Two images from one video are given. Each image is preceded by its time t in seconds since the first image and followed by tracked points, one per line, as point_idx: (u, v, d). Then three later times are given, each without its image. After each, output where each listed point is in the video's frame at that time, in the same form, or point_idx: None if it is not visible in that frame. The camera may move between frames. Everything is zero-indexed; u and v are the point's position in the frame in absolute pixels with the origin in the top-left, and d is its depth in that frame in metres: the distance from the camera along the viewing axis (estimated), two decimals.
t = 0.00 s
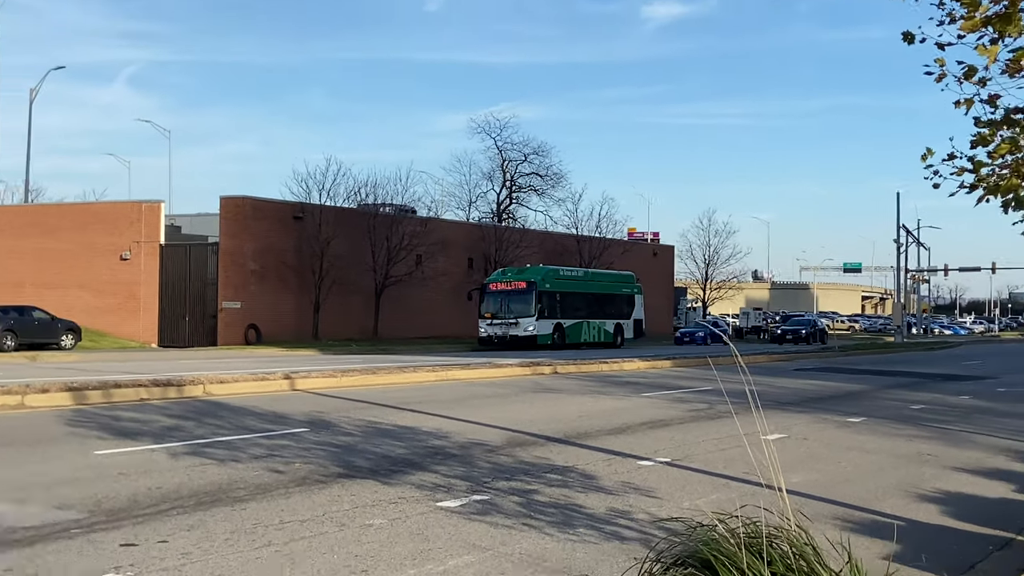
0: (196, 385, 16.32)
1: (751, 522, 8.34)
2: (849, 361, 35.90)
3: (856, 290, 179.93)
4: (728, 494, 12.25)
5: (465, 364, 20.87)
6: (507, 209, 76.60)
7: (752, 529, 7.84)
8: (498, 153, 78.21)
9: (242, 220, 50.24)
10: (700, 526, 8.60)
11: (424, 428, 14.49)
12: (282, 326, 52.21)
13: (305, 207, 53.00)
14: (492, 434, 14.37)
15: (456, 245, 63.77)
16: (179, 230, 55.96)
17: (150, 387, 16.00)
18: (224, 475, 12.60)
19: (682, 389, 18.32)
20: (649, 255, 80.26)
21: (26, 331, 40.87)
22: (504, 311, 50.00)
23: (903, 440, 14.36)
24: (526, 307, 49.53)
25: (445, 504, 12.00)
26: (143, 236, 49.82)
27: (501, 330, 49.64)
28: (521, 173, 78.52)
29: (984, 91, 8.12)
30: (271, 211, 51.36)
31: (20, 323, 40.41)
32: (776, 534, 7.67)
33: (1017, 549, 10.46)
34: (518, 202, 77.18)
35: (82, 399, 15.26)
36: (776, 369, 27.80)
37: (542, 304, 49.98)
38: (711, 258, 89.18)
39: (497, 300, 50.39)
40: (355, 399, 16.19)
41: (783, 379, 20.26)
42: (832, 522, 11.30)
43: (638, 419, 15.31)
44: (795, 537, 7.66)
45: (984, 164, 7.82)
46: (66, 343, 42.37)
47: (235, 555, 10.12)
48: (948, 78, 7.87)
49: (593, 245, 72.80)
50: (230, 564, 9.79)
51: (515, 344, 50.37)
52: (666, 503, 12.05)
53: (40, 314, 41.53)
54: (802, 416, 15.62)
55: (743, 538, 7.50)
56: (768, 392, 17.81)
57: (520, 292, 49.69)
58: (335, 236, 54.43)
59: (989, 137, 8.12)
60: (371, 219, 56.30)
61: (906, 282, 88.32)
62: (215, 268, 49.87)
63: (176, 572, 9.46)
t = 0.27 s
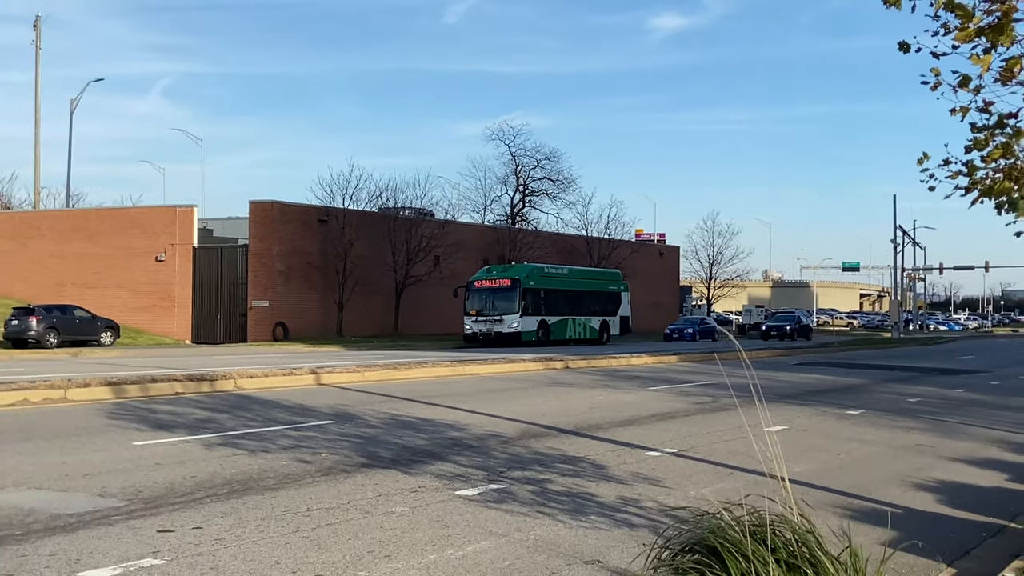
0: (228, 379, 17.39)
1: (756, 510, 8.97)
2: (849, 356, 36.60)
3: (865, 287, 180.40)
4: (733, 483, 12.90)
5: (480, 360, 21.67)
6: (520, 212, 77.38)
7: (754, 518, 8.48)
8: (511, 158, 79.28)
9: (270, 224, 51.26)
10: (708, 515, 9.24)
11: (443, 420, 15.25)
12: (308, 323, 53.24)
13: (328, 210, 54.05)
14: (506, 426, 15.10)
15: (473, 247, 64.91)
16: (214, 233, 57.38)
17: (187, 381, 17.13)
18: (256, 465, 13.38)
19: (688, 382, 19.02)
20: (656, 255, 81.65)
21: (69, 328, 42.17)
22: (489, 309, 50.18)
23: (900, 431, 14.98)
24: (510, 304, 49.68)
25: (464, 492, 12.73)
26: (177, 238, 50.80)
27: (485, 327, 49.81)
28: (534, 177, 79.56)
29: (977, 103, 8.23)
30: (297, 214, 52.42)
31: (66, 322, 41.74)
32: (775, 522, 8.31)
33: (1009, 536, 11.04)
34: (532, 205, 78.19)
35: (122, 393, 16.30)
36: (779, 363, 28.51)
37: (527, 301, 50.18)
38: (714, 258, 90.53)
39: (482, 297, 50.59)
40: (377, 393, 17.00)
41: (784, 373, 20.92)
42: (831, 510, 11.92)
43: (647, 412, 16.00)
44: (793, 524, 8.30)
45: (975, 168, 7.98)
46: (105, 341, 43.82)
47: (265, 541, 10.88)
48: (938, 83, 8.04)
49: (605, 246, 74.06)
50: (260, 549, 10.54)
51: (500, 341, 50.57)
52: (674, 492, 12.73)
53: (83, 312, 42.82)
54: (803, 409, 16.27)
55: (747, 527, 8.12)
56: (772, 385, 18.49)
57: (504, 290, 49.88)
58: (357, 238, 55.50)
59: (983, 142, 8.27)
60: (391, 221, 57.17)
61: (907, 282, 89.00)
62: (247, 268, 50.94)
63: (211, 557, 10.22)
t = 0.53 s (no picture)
0: (244, 381, 17.47)
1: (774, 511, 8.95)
2: (861, 357, 36.47)
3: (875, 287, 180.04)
4: (750, 484, 12.88)
5: (496, 361, 21.70)
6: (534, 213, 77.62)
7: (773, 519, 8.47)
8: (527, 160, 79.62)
9: (286, 225, 51.37)
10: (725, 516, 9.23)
11: (459, 422, 15.25)
12: (324, 326, 53.38)
13: (345, 212, 54.17)
14: (523, 428, 15.10)
15: (488, 247, 65.22)
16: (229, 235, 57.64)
17: (202, 384, 17.04)
18: (273, 467, 13.40)
19: (704, 384, 19.00)
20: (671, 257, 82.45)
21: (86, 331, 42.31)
22: (473, 309, 49.83)
23: (917, 433, 14.94)
24: (495, 305, 49.30)
25: (480, 494, 12.73)
26: (193, 241, 51.37)
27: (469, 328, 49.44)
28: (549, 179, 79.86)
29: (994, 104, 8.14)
30: (312, 216, 52.51)
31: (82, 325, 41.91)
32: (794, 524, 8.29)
33: None
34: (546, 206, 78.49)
35: (139, 395, 16.38)
36: (794, 364, 28.46)
37: (512, 301, 49.79)
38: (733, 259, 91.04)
39: (467, 298, 50.26)
40: (393, 395, 17.04)
41: (800, 375, 20.89)
42: (849, 511, 11.90)
43: (663, 412, 15.99)
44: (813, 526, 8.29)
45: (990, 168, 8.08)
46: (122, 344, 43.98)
47: (281, 543, 10.88)
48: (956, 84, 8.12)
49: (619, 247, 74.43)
50: (277, 551, 10.54)
51: (486, 342, 50.19)
52: (691, 493, 12.72)
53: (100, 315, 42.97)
54: (820, 410, 16.24)
55: (767, 529, 8.09)
56: (787, 386, 18.47)
57: (489, 290, 49.55)
58: (372, 239, 55.63)
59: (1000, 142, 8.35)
60: (406, 223, 57.62)
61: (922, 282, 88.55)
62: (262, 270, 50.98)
63: (228, 559, 10.22)
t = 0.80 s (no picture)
0: (265, 385, 17.60)
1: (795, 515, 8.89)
2: (879, 361, 36.29)
3: (891, 291, 179.61)
4: (771, 489, 12.81)
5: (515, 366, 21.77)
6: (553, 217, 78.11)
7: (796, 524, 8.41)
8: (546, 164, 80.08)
9: (306, 229, 51.54)
10: (746, 521, 9.18)
11: (479, 426, 15.27)
12: (344, 330, 53.35)
13: (364, 216, 54.26)
14: (543, 432, 15.09)
15: (507, 252, 65.36)
16: (250, 240, 58.00)
17: (223, 388, 17.19)
18: (293, 471, 13.42)
19: (724, 388, 18.95)
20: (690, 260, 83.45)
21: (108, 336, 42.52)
22: (459, 312, 48.39)
23: (941, 438, 14.83)
24: (482, 308, 47.88)
25: (500, 498, 12.71)
26: (214, 245, 51.79)
27: (455, 332, 47.98)
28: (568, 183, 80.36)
29: (1014, 106, 8.04)
30: (332, 220, 52.52)
31: (104, 329, 42.15)
32: (819, 527, 8.24)
33: None
34: (565, 210, 78.94)
35: (160, 399, 16.59)
36: (813, 369, 28.39)
37: (500, 304, 48.35)
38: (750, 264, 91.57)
39: (453, 300, 48.84)
40: (413, 400, 17.09)
41: (820, 379, 20.81)
42: (872, 517, 11.81)
43: (682, 417, 15.96)
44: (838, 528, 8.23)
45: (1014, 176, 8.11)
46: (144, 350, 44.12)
47: (302, 547, 10.87)
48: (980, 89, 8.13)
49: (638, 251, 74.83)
50: (298, 555, 10.54)
51: (472, 347, 48.69)
52: (712, 498, 12.66)
53: (121, 320, 43.19)
54: (841, 415, 16.16)
55: (792, 534, 8.02)
56: (807, 391, 18.41)
57: (475, 293, 48.12)
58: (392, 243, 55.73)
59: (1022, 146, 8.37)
60: (427, 227, 57.93)
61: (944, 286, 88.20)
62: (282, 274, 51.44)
63: (248, 564, 10.22)
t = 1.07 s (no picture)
0: (289, 390, 17.73)
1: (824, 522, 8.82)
2: (903, 366, 36.04)
3: (911, 295, 178.84)
4: (797, 495, 12.75)
5: (539, 371, 21.91)
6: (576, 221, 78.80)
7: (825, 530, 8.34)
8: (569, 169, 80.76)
9: (329, 234, 51.74)
10: (773, 527, 9.12)
11: (503, 431, 15.30)
12: (367, 334, 53.58)
13: (388, 221, 54.51)
14: (566, 437, 15.10)
15: (529, 257, 65.76)
16: (273, 245, 58.41)
17: (247, 392, 17.41)
18: (318, 475, 13.46)
19: (747, 393, 18.93)
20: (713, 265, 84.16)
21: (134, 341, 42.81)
22: (446, 316, 47.64)
23: (968, 444, 14.72)
24: (469, 312, 47.14)
25: (525, 503, 12.70)
26: (238, 250, 52.06)
27: (442, 336, 47.21)
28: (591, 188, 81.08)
29: None
30: (355, 225, 52.74)
31: (131, 334, 42.45)
32: (849, 534, 8.17)
33: None
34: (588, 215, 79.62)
35: (185, 403, 16.79)
36: (837, 374, 28.30)
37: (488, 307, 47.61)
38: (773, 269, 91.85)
39: (440, 304, 48.13)
40: (436, 405, 17.15)
41: (845, 384, 20.73)
42: (899, 524, 11.71)
43: (706, 422, 15.94)
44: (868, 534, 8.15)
45: None
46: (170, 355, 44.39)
47: (327, 551, 10.87)
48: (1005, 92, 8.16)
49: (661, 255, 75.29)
50: (322, 560, 10.54)
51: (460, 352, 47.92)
52: (737, 504, 12.61)
53: (148, 325, 43.47)
54: (867, 420, 16.08)
55: (820, 540, 7.96)
56: (832, 396, 18.34)
57: (463, 296, 47.38)
58: (415, 248, 56.06)
59: None
60: (450, 232, 58.54)
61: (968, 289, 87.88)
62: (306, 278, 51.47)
63: (274, 567, 10.23)
